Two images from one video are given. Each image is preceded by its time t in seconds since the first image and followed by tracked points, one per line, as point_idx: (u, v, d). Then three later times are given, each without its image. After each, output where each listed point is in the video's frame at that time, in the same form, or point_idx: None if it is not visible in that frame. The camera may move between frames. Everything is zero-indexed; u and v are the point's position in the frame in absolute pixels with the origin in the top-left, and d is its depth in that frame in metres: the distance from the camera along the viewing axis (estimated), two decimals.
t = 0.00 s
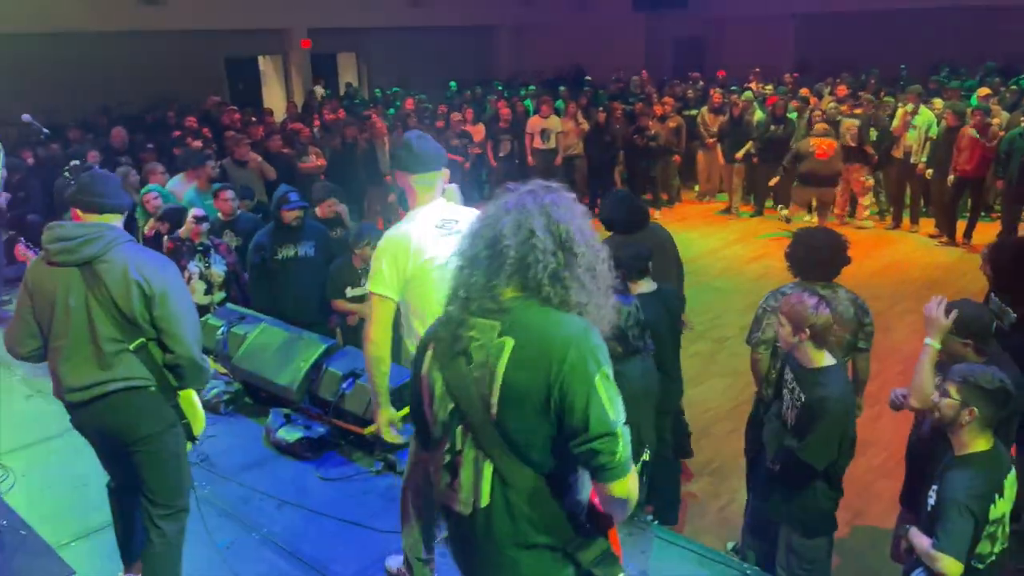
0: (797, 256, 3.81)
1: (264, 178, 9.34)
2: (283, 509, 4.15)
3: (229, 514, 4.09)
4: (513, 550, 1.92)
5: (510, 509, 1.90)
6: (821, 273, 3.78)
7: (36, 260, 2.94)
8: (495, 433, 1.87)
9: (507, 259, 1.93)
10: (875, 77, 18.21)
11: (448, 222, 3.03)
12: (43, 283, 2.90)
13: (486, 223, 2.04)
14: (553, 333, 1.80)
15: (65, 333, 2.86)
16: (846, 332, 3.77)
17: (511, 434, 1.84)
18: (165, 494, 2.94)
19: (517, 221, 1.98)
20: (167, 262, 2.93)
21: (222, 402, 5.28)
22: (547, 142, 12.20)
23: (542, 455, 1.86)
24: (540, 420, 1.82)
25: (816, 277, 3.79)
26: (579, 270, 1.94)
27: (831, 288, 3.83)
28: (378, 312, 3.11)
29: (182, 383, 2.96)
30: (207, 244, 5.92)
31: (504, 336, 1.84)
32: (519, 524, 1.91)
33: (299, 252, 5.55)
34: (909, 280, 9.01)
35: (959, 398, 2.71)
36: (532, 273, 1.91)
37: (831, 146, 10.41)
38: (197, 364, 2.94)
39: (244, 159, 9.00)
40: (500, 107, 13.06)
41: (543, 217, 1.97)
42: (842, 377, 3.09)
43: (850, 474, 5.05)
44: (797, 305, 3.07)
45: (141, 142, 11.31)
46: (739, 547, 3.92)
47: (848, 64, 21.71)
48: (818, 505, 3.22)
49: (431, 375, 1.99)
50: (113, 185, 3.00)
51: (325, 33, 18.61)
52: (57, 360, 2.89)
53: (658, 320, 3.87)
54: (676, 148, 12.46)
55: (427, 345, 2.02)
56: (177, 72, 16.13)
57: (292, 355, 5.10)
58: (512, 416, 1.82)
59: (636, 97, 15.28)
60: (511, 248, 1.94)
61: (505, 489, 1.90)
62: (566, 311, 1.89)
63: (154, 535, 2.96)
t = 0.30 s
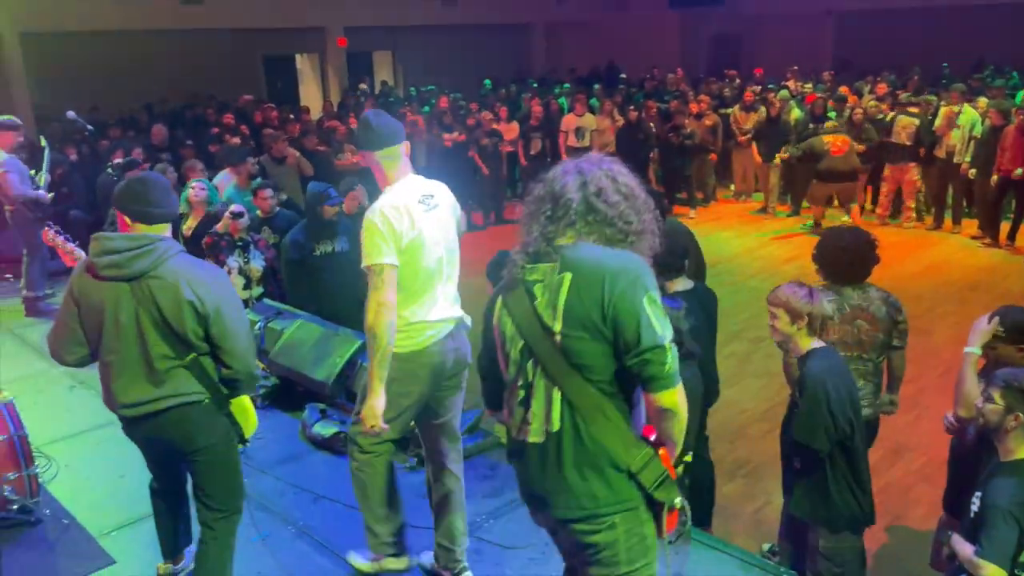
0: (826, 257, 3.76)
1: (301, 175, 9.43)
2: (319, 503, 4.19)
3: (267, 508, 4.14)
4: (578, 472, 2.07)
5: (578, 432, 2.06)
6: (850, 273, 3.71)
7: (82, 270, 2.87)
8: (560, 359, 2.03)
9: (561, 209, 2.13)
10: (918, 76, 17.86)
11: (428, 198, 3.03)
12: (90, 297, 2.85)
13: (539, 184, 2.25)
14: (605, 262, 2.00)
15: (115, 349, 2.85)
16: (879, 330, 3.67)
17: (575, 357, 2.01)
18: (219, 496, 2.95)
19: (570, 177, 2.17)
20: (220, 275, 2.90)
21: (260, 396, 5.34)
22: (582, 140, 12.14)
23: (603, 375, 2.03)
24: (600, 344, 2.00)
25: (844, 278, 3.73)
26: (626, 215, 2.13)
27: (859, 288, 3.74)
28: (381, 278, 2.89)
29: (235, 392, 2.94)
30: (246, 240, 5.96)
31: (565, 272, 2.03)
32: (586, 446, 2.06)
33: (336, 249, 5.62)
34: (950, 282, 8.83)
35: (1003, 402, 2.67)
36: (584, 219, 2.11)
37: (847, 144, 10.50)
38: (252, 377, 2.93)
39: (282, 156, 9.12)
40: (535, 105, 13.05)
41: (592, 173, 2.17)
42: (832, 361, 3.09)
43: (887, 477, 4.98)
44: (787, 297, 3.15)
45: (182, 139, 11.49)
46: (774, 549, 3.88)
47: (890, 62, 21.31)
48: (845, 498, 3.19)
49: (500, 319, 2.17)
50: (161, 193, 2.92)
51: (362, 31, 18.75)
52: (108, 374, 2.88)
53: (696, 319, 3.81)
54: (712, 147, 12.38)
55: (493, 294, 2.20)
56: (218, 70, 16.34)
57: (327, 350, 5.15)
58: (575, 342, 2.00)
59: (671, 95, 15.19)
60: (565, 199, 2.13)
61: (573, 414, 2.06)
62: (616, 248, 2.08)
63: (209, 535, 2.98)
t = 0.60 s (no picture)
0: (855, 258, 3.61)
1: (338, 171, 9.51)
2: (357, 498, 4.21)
3: (305, 501, 4.17)
4: (638, 450, 2.04)
5: (642, 410, 2.03)
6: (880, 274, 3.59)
7: (125, 303, 2.85)
8: (623, 335, 2.02)
9: (616, 195, 2.14)
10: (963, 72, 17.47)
11: (389, 202, 3.07)
12: (136, 332, 2.83)
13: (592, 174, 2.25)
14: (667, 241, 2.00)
15: (166, 380, 2.85)
16: (913, 329, 3.60)
17: (637, 332, 2.00)
18: (277, 498, 2.98)
19: (624, 167, 2.18)
20: (268, 297, 2.87)
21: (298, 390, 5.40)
22: (618, 137, 12.05)
23: (665, 353, 2.01)
24: (664, 320, 1.99)
25: (873, 279, 3.60)
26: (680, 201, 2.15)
27: (889, 287, 3.63)
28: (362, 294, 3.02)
29: (285, 407, 2.93)
30: (286, 234, 6.04)
31: (627, 252, 2.03)
32: (651, 423, 2.03)
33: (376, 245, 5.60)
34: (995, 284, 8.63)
35: None
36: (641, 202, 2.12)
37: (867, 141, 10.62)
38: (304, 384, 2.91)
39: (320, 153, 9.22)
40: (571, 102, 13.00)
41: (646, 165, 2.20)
42: (877, 350, 3.10)
43: (929, 482, 4.87)
44: (818, 285, 3.11)
45: (222, 137, 11.65)
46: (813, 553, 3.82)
47: (934, 58, 20.85)
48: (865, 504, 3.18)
49: (559, 302, 2.15)
50: (197, 221, 2.84)
51: (399, 28, 18.84)
52: (161, 402, 2.89)
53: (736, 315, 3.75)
54: (751, 144, 12.23)
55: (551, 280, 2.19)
56: (257, 67, 16.54)
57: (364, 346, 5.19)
58: (640, 318, 2.00)
59: (709, 92, 15.05)
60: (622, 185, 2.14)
61: (636, 392, 2.03)
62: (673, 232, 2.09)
63: (265, 537, 3.00)
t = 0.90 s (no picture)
0: (883, 264, 3.50)
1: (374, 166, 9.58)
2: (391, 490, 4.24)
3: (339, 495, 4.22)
4: (710, 487, 2.02)
5: (717, 444, 2.00)
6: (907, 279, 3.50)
7: (167, 313, 2.88)
8: (699, 369, 1.99)
9: (682, 210, 2.07)
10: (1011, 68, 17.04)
11: (355, 179, 3.51)
12: (178, 341, 2.87)
13: (651, 185, 2.19)
14: (750, 271, 1.98)
15: (207, 386, 2.88)
16: (945, 328, 3.53)
17: (717, 367, 1.99)
18: (316, 492, 3.01)
19: (689, 180, 2.12)
20: (304, 303, 2.89)
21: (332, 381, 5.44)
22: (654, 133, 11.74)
23: (744, 388, 2.00)
24: (742, 353, 1.98)
25: (903, 282, 3.50)
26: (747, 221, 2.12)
27: (914, 290, 3.55)
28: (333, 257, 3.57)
29: (326, 406, 2.96)
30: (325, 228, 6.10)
31: (705, 279, 1.99)
32: (726, 458, 2.01)
33: (413, 239, 5.66)
34: None
35: None
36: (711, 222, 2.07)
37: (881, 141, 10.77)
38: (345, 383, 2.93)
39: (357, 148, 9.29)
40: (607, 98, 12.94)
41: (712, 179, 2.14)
42: (922, 371, 3.05)
43: (970, 485, 4.77)
44: (864, 309, 2.99)
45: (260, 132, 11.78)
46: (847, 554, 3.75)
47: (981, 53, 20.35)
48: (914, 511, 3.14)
49: (620, 328, 2.10)
50: (233, 228, 2.85)
51: (435, 23, 18.88)
52: (203, 406, 2.93)
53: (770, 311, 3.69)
54: (790, 140, 12.07)
55: (611, 303, 2.14)
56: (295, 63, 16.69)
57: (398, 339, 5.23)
58: (719, 350, 1.98)
59: (747, 87, 14.87)
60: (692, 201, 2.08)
61: (711, 425, 2.00)
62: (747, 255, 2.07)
63: (304, 529, 3.03)
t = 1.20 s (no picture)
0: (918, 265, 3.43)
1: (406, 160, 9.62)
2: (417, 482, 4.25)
3: (366, 485, 4.25)
4: None
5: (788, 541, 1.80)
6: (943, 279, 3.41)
7: (203, 298, 2.91)
8: (766, 464, 1.77)
9: (752, 271, 1.83)
10: None
11: (344, 179, 3.71)
12: (213, 325, 2.89)
13: (717, 229, 1.92)
14: (833, 354, 1.72)
15: (237, 369, 2.90)
16: (980, 327, 3.45)
17: (789, 463, 1.76)
18: (341, 481, 3.02)
19: (760, 227, 1.86)
20: (336, 289, 2.94)
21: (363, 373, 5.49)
22: (688, 128, 11.65)
23: (820, 482, 1.77)
24: (820, 446, 1.74)
25: (939, 284, 3.41)
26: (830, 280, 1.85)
27: (952, 290, 3.45)
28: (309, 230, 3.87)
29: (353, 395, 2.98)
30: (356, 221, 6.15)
31: (779, 361, 1.75)
32: (797, 556, 1.81)
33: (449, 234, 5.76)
34: None
35: None
36: (788, 289, 1.80)
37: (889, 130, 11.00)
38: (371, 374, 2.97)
39: (390, 143, 9.37)
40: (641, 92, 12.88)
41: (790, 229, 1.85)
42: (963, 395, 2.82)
43: (1010, 488, 4.67)
44: (907, 331, 2.76)
45: (294, 126, 11.90)
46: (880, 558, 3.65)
47: None
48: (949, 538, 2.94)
49: (676, 401, 1.90)
50: (268, 214, 2.85)
51: (469, 18, 18.95)
52: (233, 389, 2.96)
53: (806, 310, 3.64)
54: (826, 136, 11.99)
55: (667, 372, 1.92)
56: (330, 57, 16.84)
57: (428, 331, 5.26)
58: (793, 444, 1.75)
59: (783, 82, 14.72)
60: (765, 261, 1.83)
61: (780, 522, 1.79)
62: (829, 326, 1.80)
63: (330, 517, 3.04)
